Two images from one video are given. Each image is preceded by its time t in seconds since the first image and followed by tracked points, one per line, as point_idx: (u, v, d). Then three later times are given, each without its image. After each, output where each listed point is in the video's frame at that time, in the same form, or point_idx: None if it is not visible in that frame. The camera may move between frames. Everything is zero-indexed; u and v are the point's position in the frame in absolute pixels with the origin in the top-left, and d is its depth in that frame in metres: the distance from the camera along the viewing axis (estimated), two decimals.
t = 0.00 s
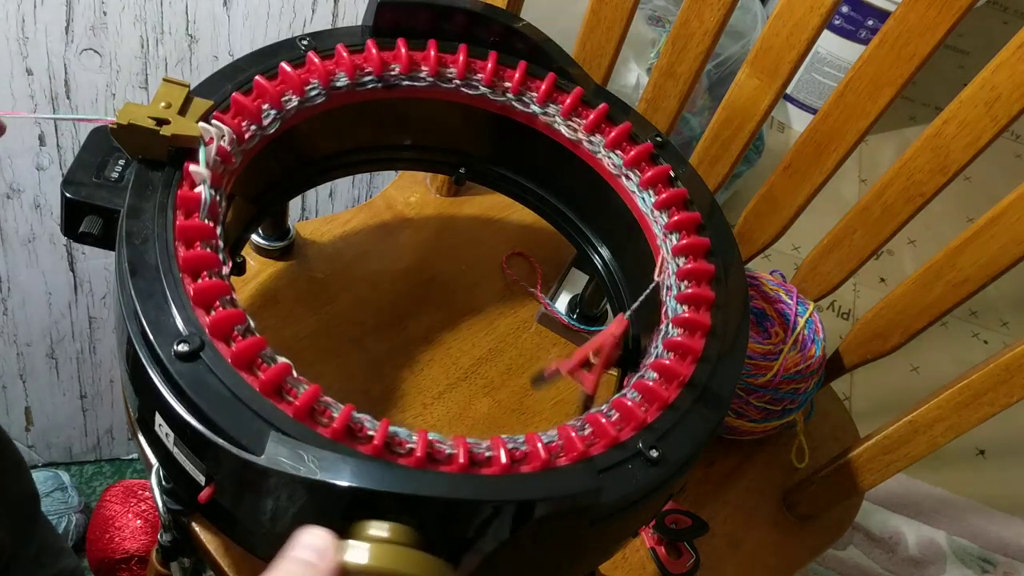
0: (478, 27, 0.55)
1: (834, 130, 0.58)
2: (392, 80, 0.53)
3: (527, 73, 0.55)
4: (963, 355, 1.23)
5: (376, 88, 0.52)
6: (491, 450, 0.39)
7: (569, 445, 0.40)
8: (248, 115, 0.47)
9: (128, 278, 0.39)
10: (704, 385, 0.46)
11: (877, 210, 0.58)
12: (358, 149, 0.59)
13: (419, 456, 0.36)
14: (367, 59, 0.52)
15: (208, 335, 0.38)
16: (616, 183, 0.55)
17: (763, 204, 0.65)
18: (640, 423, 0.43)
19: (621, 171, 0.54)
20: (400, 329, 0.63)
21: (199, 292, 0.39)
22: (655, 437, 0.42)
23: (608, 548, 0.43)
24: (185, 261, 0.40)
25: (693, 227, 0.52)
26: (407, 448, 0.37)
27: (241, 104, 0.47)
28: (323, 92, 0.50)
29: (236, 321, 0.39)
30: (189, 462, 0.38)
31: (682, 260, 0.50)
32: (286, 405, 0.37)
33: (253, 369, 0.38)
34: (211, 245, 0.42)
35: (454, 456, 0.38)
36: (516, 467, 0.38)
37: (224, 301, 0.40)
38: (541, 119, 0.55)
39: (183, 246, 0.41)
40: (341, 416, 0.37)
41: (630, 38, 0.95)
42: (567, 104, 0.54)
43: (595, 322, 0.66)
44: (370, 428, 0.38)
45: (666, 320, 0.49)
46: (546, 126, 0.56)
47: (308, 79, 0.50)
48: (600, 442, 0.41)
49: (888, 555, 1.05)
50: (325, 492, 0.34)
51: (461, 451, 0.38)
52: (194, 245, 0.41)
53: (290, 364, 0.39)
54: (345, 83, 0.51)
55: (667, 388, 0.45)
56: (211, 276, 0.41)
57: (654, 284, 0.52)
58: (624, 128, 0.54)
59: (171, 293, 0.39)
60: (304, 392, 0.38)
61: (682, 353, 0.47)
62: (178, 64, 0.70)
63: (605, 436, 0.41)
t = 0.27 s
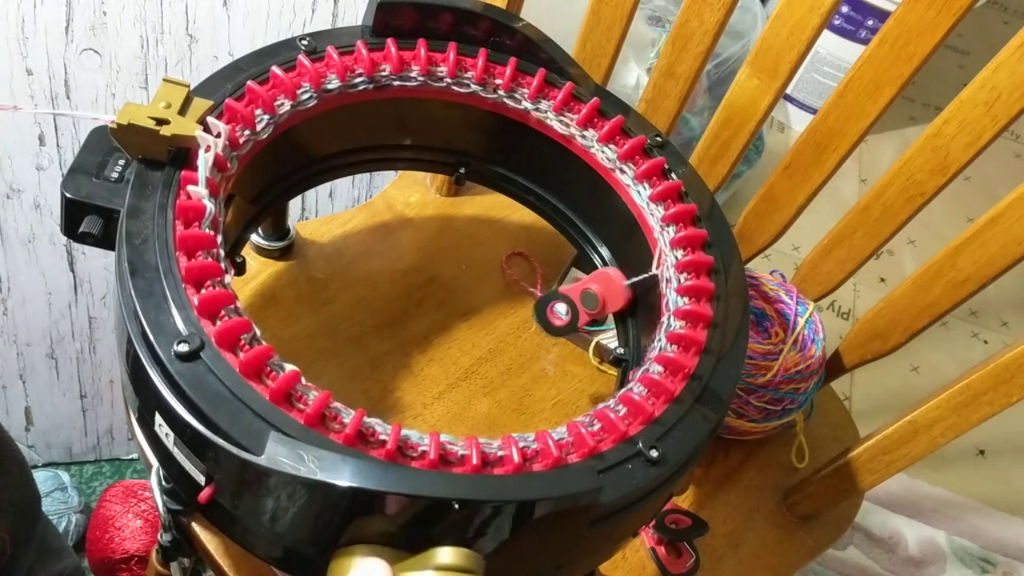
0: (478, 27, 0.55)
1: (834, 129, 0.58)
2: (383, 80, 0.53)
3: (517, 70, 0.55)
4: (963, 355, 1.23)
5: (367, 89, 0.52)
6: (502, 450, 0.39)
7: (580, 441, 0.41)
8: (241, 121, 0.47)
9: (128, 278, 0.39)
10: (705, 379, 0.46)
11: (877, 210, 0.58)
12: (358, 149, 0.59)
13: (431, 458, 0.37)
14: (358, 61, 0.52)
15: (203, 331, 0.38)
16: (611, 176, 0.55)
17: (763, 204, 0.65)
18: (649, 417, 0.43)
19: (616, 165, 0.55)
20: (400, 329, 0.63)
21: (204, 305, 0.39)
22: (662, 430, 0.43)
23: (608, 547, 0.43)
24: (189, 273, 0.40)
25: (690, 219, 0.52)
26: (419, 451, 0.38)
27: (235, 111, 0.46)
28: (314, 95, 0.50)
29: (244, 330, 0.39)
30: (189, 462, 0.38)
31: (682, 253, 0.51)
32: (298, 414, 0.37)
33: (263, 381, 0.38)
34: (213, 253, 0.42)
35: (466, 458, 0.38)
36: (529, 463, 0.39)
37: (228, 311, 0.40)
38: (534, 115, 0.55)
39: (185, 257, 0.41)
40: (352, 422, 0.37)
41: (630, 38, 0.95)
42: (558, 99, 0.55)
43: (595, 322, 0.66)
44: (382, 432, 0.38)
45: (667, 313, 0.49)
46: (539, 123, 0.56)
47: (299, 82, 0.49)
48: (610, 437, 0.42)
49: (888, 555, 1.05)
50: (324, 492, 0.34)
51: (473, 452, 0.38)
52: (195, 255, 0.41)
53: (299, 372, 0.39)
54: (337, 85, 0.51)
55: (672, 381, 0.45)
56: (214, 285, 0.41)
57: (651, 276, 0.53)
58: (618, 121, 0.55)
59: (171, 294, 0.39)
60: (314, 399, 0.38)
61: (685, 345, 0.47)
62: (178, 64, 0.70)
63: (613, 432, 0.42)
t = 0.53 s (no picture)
0: (477, 27, 0.55)
1: (834, 129, 0.58)
2: (378, 81, 0.52)
3: (512, 67, 0.55)
4: (963, 355, 1.23)
5: (362, 90, 0.52)
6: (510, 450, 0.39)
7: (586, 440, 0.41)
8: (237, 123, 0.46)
9: (128, 278, 0.39)
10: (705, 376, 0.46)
11: (877, 210, 0.58)
12: (358, 149, 0.59)
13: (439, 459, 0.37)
14: (352, 62, 0.52)
15: (202, 331, 0.38)
16: (607, 173, 0.55)
17: (763, 204, 0.65)
18: (653, 414, 0.43)
19: (612, 162, 0.55)
20: (400, 329, 0.63)
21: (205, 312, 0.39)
22: (666, 427, 0.43)
23: (607, 547, 0.43)
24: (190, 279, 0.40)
25: (688, 215, 0.52)
26: (426, 452, 0.38)
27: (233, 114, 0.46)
28: (310, 97, 0.50)
29: (247, 335, 0.39)
30: (189, 461, 0.38)
31: (680, 249, 0.51)
32: (305, 418, 0.37)
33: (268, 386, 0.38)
34: (214, 258, 0.42)
35: (473, 459, 0.38)
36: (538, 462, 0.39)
37: (231, 316, 0.40)
38: (530, 113, 0.55)
39: (185, 262, 0.41)
40: (359, 425, 0.37)
41: (630, 38, 0.95)
42: (554, 96, 0.54)
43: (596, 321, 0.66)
44: (388, 434, 0.38)
45: (668, 309, 0.49)
46: (535, 121, 0.56)
47: (295, 84, 0.49)
48: (614, 434, 0.42)
49: (888, 555, 1.05)
50: (324, 492, 0.34)
51: (479, 452, 0.38)
52: (197, 260, 0.41)
53: (304, 377, 0.39)
54: (332, 86, 0.51)
55: (675, 376, 0.46)
56: (216, 292, 0.40)
57: (649, 278, 0.52)
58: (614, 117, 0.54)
59: (171, 294, 0.39)
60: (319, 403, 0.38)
61: (687, 341, 0.47)
62: (178, 64, 0.70)
63: (619, 429, 0.42)
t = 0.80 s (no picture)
0: (477, 27, 0.55)
1: (834, 129, 0.58)
2: (371, 82, 0.52)
3: (505, 65, 0.55)
4: (963, 355, 1.23)
5: (356, 91, 0.52)
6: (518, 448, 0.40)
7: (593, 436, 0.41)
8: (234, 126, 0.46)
9: (128, 278, 0.39)
10: (706, 376, 0.46)
11: (877, 210, 0.58)
12: (358, 149, 0.59)
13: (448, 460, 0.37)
14: (346, 63, 0.51)
15: (202, 331, 0.38)
16: (603, 170, 0.55)
17: (762, 205, 0.65)
18: (658, 410, 0.44)
19: (608, 158, 0.55)
20: (400, 329, 0.63)
21: (208, 318, 0.39)
22: (671, 423, 0.43)
23: (607, 547, 0.43)
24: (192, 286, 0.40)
25: (685, 210, 0.52)
26: (435, 454, 0.38)
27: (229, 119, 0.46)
28: (304, 99, 0.50)
29: (252, 341, 0.39)
30: (188, 462, 0.38)
31: (678, 243, 0.51)
32: (313, 423, 0.37)
33: (275, 392, 0.38)
34: (215, 265, 0.42)
35: (481, 459, 0.38)
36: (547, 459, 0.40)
37: (235, 322, 0.40)
38: (524, 110, 0.55)
39: (187, 269, 0.40)
40: (451, 449, 0.38)
41: (630, 38, 0.95)
42: (548, 94, 0.54)
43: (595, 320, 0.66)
44: (396, 437, 0.38)
45: (668, 304, 0.49)
46: (530, 118, 0.56)
47: (289, 87, 0.49)
48: (621, 430, 0.42)
49: (888, 555, 1.05)
50: (324, 492, 0.34)
51: (488, 453, 0.38)
52: (198, 267, 0.41)
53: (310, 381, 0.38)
54: (327, 88, 0.50)
55: (678, 371, 0.46)
56: (218, 298, 0.40)
57: (649, 270, 0.52)
58: (609, 113, 0.55)
59: (171, 294, 0.39)
60: (326, 407, 0.38)
61: (688, 336, 0.47)
62: (178, 64, 0.70)
63: (625, 424, 0.42)
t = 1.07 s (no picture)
0: (477, 27, 0.55)
1: (834, 129, 0.58)
2: (363, 83, 0.52)
3: (496, 62, 0.55)
4: (963, 355, 1.23)
5: (347, 92, 0.51)
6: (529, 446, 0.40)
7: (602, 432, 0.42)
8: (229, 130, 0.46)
9: (127, 278, 0.39)
10: (706, 375, 0.46)
11: (876, 210, 0.58)
12: (358, 149, 0.59)
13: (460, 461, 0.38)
14: (337, 64, 0.51)
15: (202, 330, 0.38)
16: (604, 170, 0.55)
17: (762, 205, 0.65)
18: (664, 403, 0.44)
19: (602, 153, 0.55)
20: (400, 329, 0.63)
21: (213, 327, 0.38)
22: (678, 415, 0.44)
23: (607, 547, 0.43)
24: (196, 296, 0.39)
25: (680, 202, 0.53)
26: (447, 456, 0.38)
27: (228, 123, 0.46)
28: (297, 103, 0.49)
29: (257, 350, 0.39)
30: (188, 462, 0.38)
31: (675, 236, 0.51)
32: (324, 429, 0.37)
33: (285, 399, 0.38)
34: (216, 274, 0.41)
35: (493, 459, 0.39)
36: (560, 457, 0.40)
37: (241, 331, 0.40)
38: (517, 107, 0.55)
39: (189, 279, 0.40)
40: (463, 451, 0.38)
41: (630, 38, 0.95)
42: (540, 90, 0.54)
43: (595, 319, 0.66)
44: (407, 441, 0.38)
45: (668, 297, 0.50)
46: (523, 115, 0.56)
47: (282, 90, 0.49)
48: (629, 424, 0.43)
49: (888, 555, 1.05)
50: (324, 492, 0.34)
51: (499, 452, 0.39)
52: (199, 276, 0.40)
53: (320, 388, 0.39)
54: (319, 91, 0.50)
55: (682, 363, 0.46)
56: (223, 307, 0.40)
57: (649, 262, 0.53)
58: (601, 108, 0.55)
59: (171, 294, 0.39)
60: (337, 413, 0.38)
61: (690, 328, 0.48)
62: (177, 64, 0.70)
63: (633, 419, 0.43)
